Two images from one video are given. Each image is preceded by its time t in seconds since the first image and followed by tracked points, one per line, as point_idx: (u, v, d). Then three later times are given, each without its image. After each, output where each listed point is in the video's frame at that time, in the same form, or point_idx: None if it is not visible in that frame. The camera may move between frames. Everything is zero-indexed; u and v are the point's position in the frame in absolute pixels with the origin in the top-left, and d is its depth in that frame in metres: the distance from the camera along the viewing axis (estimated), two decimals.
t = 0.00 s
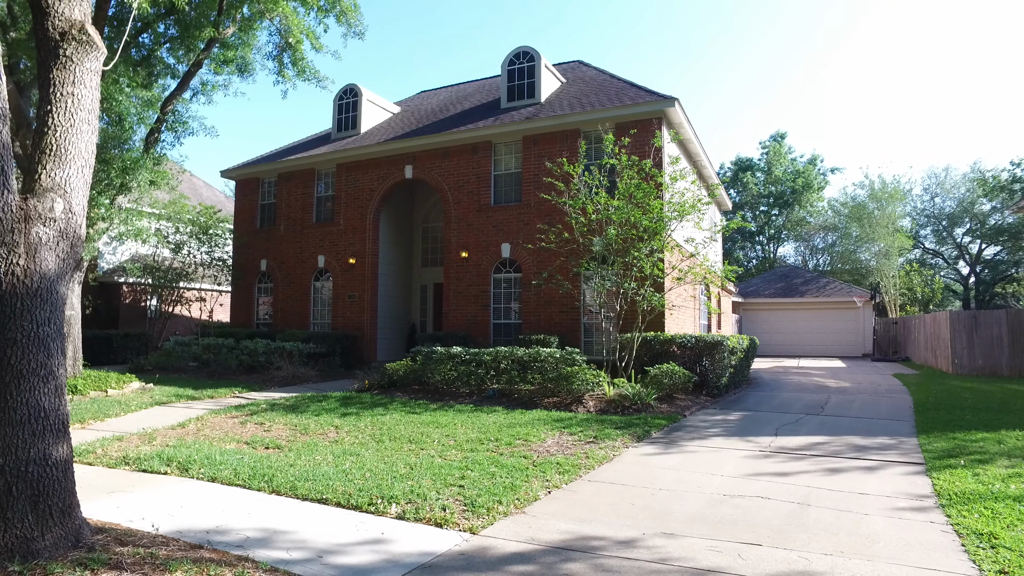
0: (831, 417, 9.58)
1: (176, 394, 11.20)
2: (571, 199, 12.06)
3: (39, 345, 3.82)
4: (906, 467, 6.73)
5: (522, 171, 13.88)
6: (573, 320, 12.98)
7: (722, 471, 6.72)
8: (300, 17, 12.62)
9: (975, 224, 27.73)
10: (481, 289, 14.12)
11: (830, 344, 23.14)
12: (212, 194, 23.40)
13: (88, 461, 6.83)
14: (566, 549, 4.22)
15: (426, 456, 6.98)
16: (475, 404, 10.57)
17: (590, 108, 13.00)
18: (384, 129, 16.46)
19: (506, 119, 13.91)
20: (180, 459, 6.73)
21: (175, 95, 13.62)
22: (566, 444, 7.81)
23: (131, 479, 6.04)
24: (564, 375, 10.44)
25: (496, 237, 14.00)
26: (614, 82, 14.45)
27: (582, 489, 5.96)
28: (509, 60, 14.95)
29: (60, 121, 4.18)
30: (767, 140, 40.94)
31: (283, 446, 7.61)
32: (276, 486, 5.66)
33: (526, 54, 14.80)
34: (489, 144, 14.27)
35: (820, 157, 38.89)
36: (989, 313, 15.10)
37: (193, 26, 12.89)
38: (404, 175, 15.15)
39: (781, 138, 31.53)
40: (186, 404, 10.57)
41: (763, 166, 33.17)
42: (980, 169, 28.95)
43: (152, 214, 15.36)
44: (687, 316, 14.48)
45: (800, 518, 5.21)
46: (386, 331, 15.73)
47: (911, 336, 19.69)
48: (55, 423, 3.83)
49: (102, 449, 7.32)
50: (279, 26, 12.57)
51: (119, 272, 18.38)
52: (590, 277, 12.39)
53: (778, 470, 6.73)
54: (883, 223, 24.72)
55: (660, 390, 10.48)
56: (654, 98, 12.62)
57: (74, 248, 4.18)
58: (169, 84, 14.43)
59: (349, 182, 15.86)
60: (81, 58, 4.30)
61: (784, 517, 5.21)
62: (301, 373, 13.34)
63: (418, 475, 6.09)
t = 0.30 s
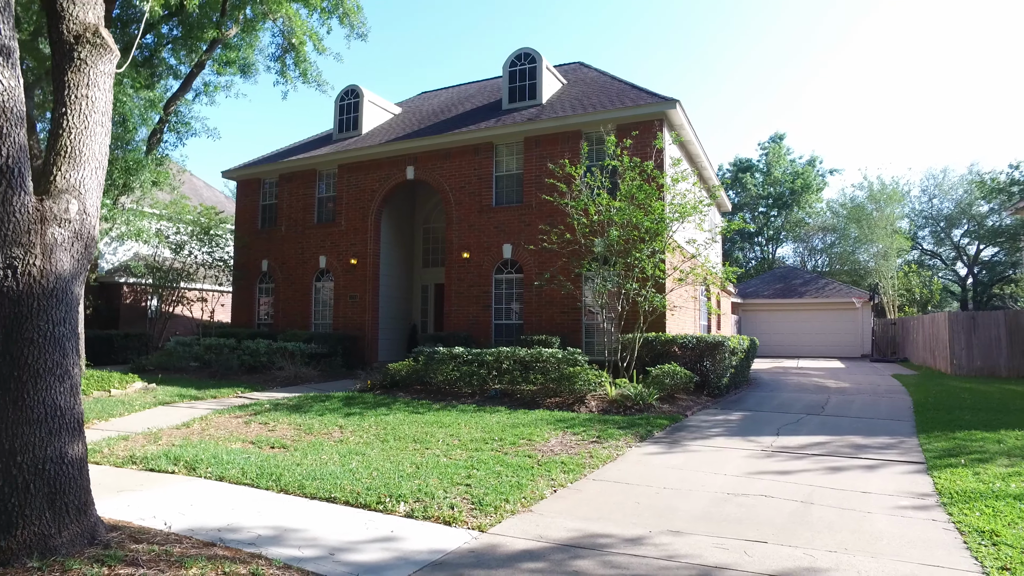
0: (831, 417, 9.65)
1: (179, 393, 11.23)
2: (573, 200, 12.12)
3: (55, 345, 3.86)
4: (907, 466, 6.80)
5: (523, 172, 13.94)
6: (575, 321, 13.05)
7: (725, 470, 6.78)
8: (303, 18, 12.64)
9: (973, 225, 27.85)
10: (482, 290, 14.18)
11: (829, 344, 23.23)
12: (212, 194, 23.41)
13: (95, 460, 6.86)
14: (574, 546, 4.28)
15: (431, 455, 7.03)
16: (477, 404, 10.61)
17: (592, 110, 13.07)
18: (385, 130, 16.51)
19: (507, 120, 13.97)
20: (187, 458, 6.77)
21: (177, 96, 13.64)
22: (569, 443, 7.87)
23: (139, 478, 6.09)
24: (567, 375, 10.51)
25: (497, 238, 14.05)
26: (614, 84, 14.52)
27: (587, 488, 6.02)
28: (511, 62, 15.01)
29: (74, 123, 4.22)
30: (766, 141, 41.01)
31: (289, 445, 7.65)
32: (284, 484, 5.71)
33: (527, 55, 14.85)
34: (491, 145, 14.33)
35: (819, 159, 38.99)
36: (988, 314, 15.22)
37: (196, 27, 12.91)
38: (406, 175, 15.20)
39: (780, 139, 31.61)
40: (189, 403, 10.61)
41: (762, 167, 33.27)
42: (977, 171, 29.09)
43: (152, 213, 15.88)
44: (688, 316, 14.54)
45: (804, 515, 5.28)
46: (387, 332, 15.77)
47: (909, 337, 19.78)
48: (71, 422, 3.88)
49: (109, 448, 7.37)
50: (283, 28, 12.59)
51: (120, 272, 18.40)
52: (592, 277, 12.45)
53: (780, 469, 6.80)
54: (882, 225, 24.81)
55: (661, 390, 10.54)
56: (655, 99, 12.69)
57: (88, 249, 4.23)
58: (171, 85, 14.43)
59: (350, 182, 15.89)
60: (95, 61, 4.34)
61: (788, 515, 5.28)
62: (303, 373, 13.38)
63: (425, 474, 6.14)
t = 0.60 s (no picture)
0: (830, 416, 9.77)
1: (184, 393, 11.29)
2: (575, 202, 12.21)
3: (78, 343, 3.94)
4: (906, 463, 6.91)
5: (525, 174, 14.04)
6: (576, 321, 13.16)
7: (728, 468, 6.89)
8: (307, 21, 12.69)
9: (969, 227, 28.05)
10: (483, 291, 14.28)
11: (826, 345, 23.39)
12: (212, 195, 23.46)
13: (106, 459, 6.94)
14: (584, 541, 4.40)
15: (437, 453, 7.12)
16: (481, 404, 10.70)
17: (593, 112, 13.19)
18: (387, 131, 16.60)
19: (509, 122, 14.08)
20: (197, 456, 6.86)
21: (181, 97, 13.68)
22: (573, 442, 7.96)
23: (151, 476, 6.18)
24: (569, 375, 10.62)
25: (499, 239, 14.15)
26: (614, 86, 14.63)
27: (593, 485, 6.13)
28: (512, 64, 15.12)
29: (95, 127, 4.31)
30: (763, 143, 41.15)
31: (296, 444, 7.73)
32: (296, 482, 5.80)
33: (528, 57, 14.96)
34: (492, 147, 14.44)
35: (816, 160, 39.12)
36: (985, 314, 15.45)
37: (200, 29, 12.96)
38: (407, 177, 15.29)
39: (778, 140, 31.79)
40: (194, 403, 10.69)
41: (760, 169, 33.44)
42: (973, 173, 29.30)
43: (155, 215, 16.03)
44: (687, 316, 14.66)
45: (806, 511, 5.39)
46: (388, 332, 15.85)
47: (907, 337, 19.93)
48: (93, 419, 3.96)
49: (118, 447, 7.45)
50: (287, 30, 12.65)
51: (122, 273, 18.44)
52: (593, 278, 12.57)
53: (782, 467, 6.91)
54: (879, 226, 25.01)
55: (663, 389, 10.64)
56: (656, 102, 12.81)
57: (109, 250, 4.31)
58: (174, 86, 14.45)
59: (352, 183, 15.97)
60: (115, 66, 4.43)
61: (790, 510, 5.40)
62: (307, 373, 13.44)
63: (433, 471, 6.24)
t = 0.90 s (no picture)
0: (830, 416, 9.89)
1: (189, 393, 11.34)
2: (577, 204, 12.32)
3: (103, 345, 4.01)
4: (908, 462, 7.03)
5: (527, 176, 14.14)
6: (577, 323, 13.27)
7: (733, 467, 7.00)
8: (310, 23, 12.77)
9: (964, 229, 28.32)
10: (485, 292, 14.37)
11: (823, 346, 23.57)
12: (211, 195, 23.48)
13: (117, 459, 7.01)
14: (599, 539, 4.52)
15: (446, 454, 7.20)
16: (485, 404, 10.79)
17: (595, 115, 13.30)
18: (388, 133, 16.66)
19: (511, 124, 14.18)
20: (209, 457, 6.92)
21: (183, 98, 13.71)
22: (579, 442, 8.06)
23: (165, 476, 6.25)
24: (572, 376, 10.74)
25: (501, 241, 14.24)
26: (615, 89, 14.72)
27: (601, 485, 6.24)
28: (513, 67, 15.22)
29: (119, 131, 4.38)
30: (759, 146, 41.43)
31: (305, 445, 7.79)
32: (309, 482, 5.86)
33: (529, 60, 15.05)
34: (494, 149, 14.52)
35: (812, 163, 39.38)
36: (981, 317, 15.59)
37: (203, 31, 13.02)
38: (409, 178, 15.36)
39: (774, 143, 32.02)
40: (200, 404, 10.73)
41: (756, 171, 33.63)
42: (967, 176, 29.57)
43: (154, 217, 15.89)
44: (687, 318, 14.79)
45: (812, 509, 5.50)
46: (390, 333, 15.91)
47: (903, 339, 20.12)
48: (119, 420, 4.03)
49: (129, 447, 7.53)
50: (290, 33, 12.73)
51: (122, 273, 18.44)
52: (596, 280, 12.69)
53: (786, 466, 7.02)
54: (875, 228, 25.30)
55: (665, 391, 10.75)
56: (657, 105, 12.93)
57: (132, 253, 4.38)
58: (175, 88, 14.47)
59: (354, 185, 16.03)
60: (138, 72, 4.50)
61: (797, 509, 5.51)
62: (309, 374, 13.46)
63: (444, 471, 6.32)
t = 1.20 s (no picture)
0: (831, 416, 10.03)
1: (192, 393, 11.34)
2: (579, 206, 12.41)
3: (131, 345, 4.06)
4: (910, 461, 7.16)
5: (528, 177, 14.22)
6: (578, 324, 13.38)
7: (740, 466, 7.11)
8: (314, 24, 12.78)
9: (955, 231, 28.68)
10: (486, 293, 14.44)
11: (817, 347, 23.81)
12: (208, 195, 23.40)
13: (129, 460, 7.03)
14: (617, 536, 4.61)
15: (456, 453, 7.26)
16: (489, 404, 10.88)
17: (596, 117, 13.40)
18: (388, 134, 16.70)
19: (512, 126, 14.25)
20: (220, 457, 6.95)
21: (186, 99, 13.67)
22: (586, 442, 8.14)
23: (180, 476, 6.28)
24: (575, 376, 10.84)
25: (501, 242, 14.31)
26: (615, 91, 14.83)
27: (612, 483, 6.34)
28: (513, 69, 15.30)
29: (144, 133, 4.42)
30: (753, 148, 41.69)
31: (314, 445, 7.83)
32: (324, 481, 5.90)
33: (529, 62, 15.13)
34: (495, 151, 14.59)
35: (805, 165, 39.65)
36: (975, 319, 15.90)
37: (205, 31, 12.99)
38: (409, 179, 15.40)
39: (767, 145, 32.19)
40: (204, 404, 10.74)
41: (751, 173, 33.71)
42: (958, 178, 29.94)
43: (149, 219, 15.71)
44: (686, 319, 14.93)
45: (821, 507, 5.62)
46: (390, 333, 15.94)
47: (896, 340, 20.37)
48: (146, 420, 4.07)
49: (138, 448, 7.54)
50: (294, 34, 12.72)
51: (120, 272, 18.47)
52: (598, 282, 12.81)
53: (792, 464, 7.14)
54: (869, 230, 25.67)
55: (667, 391, 10.86)
56: (657, 108, 13.05)
57: (158, 254, 4.42)
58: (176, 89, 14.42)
59: (354, 185, 16.05)
60: (162, 75, 4.54)
61: (806, 506, 5.62)
62: (311, 375, 13.44)
63: (457, 470, 6.39)
